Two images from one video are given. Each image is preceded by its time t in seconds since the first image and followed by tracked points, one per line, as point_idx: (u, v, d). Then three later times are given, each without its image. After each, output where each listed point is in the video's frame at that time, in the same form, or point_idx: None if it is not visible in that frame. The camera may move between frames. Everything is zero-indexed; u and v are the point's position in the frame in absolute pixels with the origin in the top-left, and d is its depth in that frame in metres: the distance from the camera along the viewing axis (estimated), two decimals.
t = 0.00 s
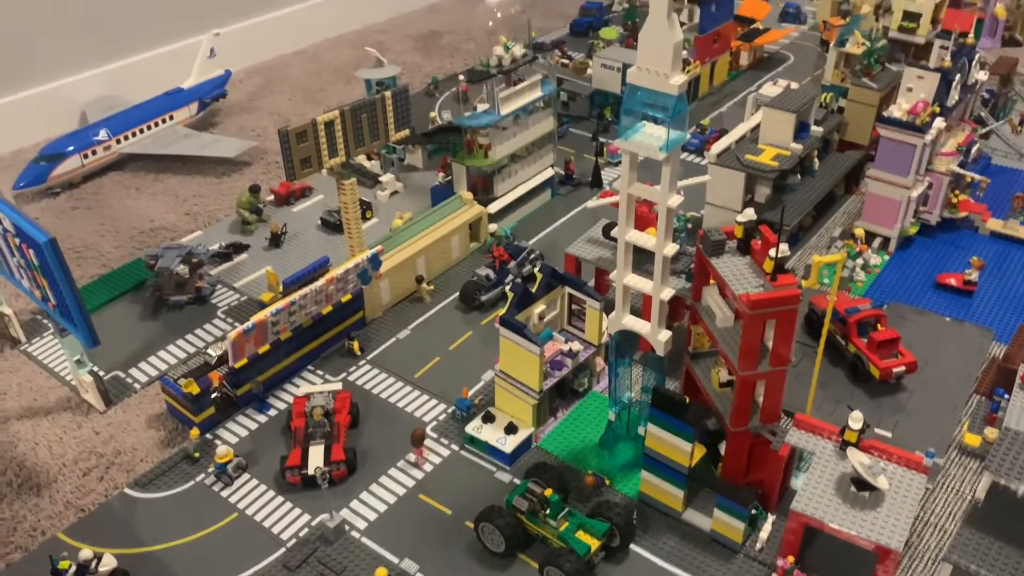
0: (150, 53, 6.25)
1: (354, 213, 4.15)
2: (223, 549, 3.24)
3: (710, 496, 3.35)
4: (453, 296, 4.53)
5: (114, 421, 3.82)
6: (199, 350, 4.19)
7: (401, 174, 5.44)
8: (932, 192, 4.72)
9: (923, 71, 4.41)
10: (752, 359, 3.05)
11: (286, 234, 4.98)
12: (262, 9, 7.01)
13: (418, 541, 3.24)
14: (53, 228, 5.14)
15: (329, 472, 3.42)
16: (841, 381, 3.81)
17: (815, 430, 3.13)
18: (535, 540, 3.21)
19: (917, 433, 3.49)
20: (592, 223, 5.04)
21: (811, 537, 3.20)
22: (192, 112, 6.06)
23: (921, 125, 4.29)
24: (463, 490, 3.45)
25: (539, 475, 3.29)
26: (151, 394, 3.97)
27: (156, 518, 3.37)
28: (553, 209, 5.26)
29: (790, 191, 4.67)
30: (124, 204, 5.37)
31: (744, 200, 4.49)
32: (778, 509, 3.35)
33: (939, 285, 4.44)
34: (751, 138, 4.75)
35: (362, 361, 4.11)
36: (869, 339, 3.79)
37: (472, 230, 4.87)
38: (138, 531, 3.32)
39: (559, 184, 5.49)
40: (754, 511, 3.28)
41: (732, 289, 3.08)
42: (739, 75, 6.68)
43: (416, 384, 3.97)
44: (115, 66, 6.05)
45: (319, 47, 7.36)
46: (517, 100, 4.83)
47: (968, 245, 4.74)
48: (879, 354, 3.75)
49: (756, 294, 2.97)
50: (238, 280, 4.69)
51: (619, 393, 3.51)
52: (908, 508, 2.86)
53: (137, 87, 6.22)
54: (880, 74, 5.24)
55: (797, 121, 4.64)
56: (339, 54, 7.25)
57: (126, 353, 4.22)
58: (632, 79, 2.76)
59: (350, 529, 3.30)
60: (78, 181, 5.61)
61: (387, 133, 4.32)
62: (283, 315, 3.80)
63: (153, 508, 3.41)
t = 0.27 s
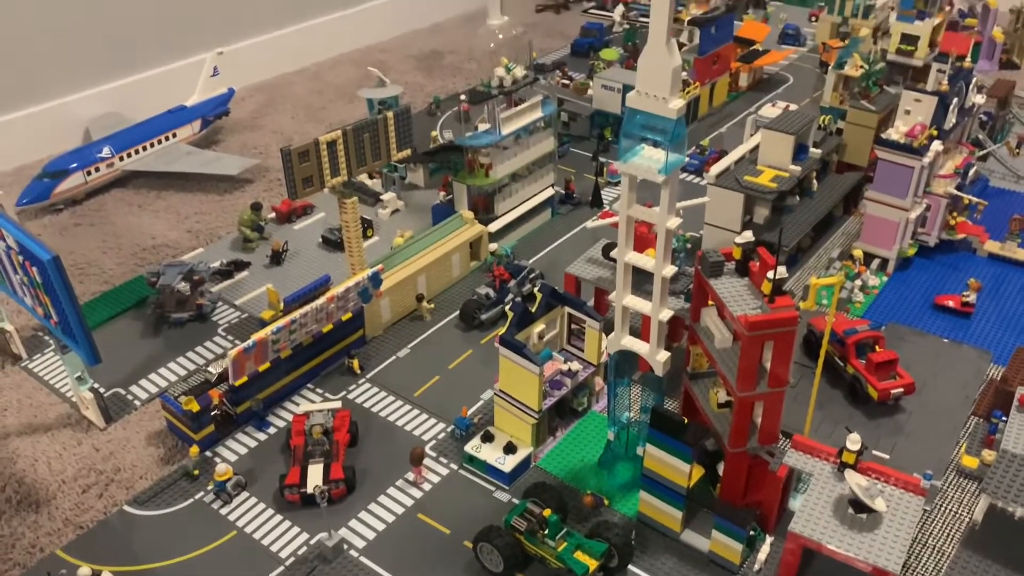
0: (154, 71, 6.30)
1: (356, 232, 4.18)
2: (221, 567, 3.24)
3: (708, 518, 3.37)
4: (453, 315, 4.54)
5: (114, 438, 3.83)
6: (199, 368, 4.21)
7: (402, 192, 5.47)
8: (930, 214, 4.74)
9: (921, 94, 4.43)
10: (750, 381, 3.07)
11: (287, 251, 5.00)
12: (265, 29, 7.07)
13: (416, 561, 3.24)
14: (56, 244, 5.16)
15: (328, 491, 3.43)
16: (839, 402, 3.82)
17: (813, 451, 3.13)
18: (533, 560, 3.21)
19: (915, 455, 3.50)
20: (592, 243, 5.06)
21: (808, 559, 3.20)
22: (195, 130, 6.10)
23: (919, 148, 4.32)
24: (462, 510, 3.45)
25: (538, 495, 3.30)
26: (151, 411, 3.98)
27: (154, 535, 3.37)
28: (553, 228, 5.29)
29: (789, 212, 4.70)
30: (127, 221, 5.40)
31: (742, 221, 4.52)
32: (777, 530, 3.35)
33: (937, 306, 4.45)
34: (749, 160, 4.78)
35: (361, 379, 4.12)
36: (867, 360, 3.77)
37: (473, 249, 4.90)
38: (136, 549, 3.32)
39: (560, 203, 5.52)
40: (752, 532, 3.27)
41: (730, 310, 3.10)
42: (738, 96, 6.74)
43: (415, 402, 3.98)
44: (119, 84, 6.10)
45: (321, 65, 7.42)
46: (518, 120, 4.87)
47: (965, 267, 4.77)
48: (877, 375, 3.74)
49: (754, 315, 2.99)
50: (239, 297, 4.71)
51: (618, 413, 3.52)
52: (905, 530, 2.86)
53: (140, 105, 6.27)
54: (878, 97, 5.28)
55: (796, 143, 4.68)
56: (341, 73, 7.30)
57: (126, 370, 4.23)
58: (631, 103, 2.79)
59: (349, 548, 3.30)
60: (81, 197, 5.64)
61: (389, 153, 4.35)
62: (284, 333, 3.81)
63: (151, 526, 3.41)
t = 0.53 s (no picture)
0: (150, 88, 6.33)
1: (351, 247, 4.19)
2: None
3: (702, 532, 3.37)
4: (448, 330, 4.55)
5: (108, 453, 3.83)
6: (194, 384, 4.21)
7: (398, 208, 5.49)
8: (922, 230, 4.77)
9: (912, 111, 4.48)
10: (743, 396, 3.08)
11: (282, 267, 5.02)
12: (262, 45, 7.11)
13: None
14: (51, 260, 5.17)
15: (323, 507, 3.43)
16: (832, 417, 3.84)
17: (806, 467, 3.14)
18: None
19: (908, 471, 3.51)
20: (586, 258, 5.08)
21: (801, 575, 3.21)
22: (191, 146, 6.13)
23: (911, 164, 4.35)
24: (456, 526, 3.45)
25: (532, 511, 3.31)
26: (146, 427, 3.98)
27: (147, 552, 3.36)
28: (548, 244, 5.31)
29: (782, 228, 4.73)
30: (123, 237, 5.41)
31: (736, 237, 4.55)
32: (770, 546, 3.35)
33: (930, 322, 4.47)
34: (742, 176, 4.81)
35: (356, 395, 4.13)
36: (860, 376, 3.79)
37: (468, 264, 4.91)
38: (129, 566, 3.31)
39: (554, 219, 5.54)
40: (744, 548, 3.26)
41: (723, 325, 3.12)
42: (732, 112, 6.79)
43: (409, 418, 3.98)
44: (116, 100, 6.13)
45: (318, 82, 7.46)
46: (512, 137, 4.89)
47: (958, 282, 4.79)
48: (870, 391, 3.76)
49: (746, 331, 3.01)
50: (234, 313, 4.72)
51: (611, 428, 3.53)
52: (898, 546, 2.87)
53: (137, 122, 6.30)
54: (870, 113, 5.32)
55: (788, 159, 4.71)
56: (338, 89, 7.34)
57: (121, 385, 4.24)
58: (624, 121, 2.82)
59: (343, 564, 3.30)
60: (77, 213, 5.65)
61: (384, 169, 4.38)
62: (278, 348, 3.82)
63: (145, 543, 3.41)
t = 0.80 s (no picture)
0: (146, 105, 6.36)
1: (346, 263, 4.20)
2: None
3: (698, 547, 3.37)
4: (443, 345, 4.56)
5: (103, 471, 3.82)
6: (189, 401, 4.21)
7: (393, 223, 5.50)
8: (914, 242, 4.80)
9: (903, 125, 4.52)
10: (737, 410, 3.09)
11: (277, 283, 5.03)
12: (257, 62, 7.15)
13: None
14: (46, 277, 5.17)
15: (318, 523, 3.43)
16: (827, 430, 3.85)
17: (801, 480, 3.16)
18: None
19: (903, 483, 3.52)
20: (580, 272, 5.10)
21: None
22: (186, 162, 6.14)
23: (902, 178, 4.38)
24: (452, 542, 3.45)
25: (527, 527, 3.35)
26: (141, 444, 3.97)
27: (142, 570, 3.35)
28: (542, 258, 5.33)
29: (775, 241, 4.75)
30: (118, 254, 5.41)
31: (729, 251, 4.57)
32: (765, 560, 3.35)
33: (923, 334, 4.49)
34: (735, 190, 4.84)
35: (351, 410, 4.13)
36: (854, 388, 3.80)
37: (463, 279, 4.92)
38: None
39: (549, 233, 5.56)
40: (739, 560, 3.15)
41: (716, 339, 3.13)
42: (725, 127, 6.82)
43: (404, 434, 3.98)
44: (112, 117, 6.15)
45: (313, 98, 7.49)
46: (507, 152, 4.92)
47: (950, 294, 4.81)
48: (864, 404, 3.77)
49: (740, 344, 3.02)
50: (229, 329, 4.72)
51: (606, 443, 3.52)
52: (893, 558, 2.87)
53: (132, 139, 6.32)
54: (861, 127, 5.35)
55: (781, 173, 4.74)
56: (333, 105, 7.37)
57: (116, 402, 4.23)
58: (616, 137, 2.84)
59: None
60: (73, 230, 5.66)
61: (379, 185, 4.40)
62: (273, 365, 3.82)
63: (140, 560, 3.40)
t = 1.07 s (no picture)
0: (140, 124, 6.38)
1: (339, 280, 4.20)
2: None
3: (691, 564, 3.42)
4: (437, 362, 4.57)
5: (96, 491, 3.81)
6: (183, 419, 4.20)
7: (387, 240, 5.52)
8: (905, 257, 4.82)
9: (892, 141, 4.55)
10: (729, 425, 3.10)
11: (271, 300, 5.03)
12: (251, 81, 7.18)
13: None
14: (40, 296, 5.17)
15: (311, 542, 3.43)
16: (819, 445, 3.86)
17: (794, 495, 3.17)
18: None
19: (895, 498, 3.53)
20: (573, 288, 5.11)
21: None
22: (180, 181, 6.16)
23: (892, 193, 4.41)
24: (446, 560, 3.44)
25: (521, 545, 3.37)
26: (134, 463, 3.97)
27: None
28: (536, 275, 5.35)
29: (767, 257, 4.78)
30: (112, 272, 5.42)
31: (721, 266, 4.59)
32: None
33: (914, 348, 4.52)
34: (726, 206, 4.87)
35: (345, 428, 4.13)
36: (845, 403, 3.83)
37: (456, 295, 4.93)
38: None
39: (542, 249, 5.58)
40: None
41: (708, 355, 3.15)
42: (716, 143, 6.87)
43: (398, 451, 3.98)
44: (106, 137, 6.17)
45: (307, 115, 7.52)
46: (500, 169, 4.94)
47: (941, 308, 4.84)
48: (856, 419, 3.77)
49: (731, 361, 3.04)
50: (223, 347, 4.72)
51: (600, 459, 3.54)
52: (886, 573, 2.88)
53: (127, 157, 6.33)
54: (852, 143, 5.40)
55: (771, 189, 4.77)
56: (327, 123, 7.40)
57: (109, 421, 4.23)
58: (606, 156, 2.87)
59: None
60: (67, 249, 5.66)
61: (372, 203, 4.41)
62: (266, 384, 3.83)
63: None
